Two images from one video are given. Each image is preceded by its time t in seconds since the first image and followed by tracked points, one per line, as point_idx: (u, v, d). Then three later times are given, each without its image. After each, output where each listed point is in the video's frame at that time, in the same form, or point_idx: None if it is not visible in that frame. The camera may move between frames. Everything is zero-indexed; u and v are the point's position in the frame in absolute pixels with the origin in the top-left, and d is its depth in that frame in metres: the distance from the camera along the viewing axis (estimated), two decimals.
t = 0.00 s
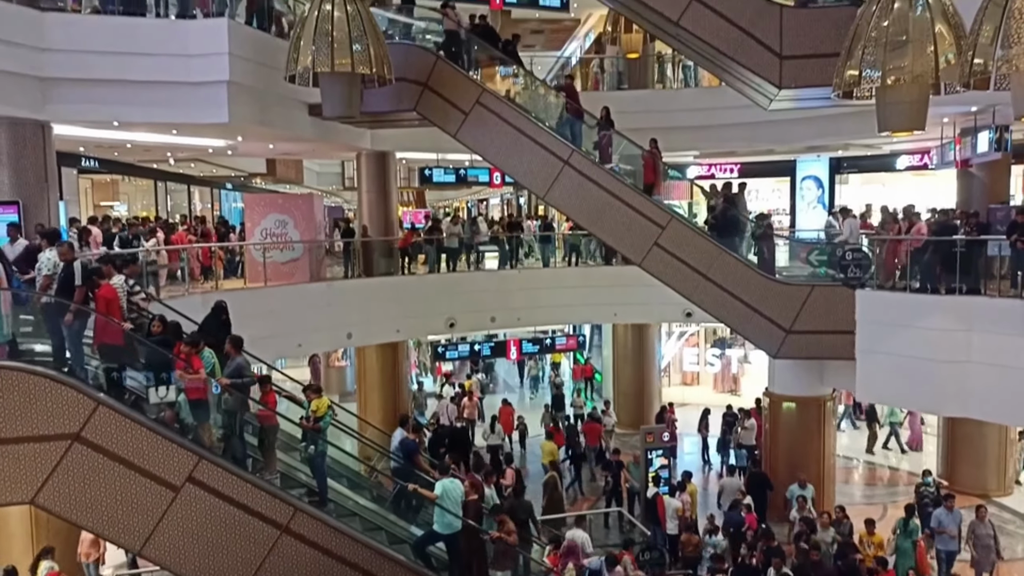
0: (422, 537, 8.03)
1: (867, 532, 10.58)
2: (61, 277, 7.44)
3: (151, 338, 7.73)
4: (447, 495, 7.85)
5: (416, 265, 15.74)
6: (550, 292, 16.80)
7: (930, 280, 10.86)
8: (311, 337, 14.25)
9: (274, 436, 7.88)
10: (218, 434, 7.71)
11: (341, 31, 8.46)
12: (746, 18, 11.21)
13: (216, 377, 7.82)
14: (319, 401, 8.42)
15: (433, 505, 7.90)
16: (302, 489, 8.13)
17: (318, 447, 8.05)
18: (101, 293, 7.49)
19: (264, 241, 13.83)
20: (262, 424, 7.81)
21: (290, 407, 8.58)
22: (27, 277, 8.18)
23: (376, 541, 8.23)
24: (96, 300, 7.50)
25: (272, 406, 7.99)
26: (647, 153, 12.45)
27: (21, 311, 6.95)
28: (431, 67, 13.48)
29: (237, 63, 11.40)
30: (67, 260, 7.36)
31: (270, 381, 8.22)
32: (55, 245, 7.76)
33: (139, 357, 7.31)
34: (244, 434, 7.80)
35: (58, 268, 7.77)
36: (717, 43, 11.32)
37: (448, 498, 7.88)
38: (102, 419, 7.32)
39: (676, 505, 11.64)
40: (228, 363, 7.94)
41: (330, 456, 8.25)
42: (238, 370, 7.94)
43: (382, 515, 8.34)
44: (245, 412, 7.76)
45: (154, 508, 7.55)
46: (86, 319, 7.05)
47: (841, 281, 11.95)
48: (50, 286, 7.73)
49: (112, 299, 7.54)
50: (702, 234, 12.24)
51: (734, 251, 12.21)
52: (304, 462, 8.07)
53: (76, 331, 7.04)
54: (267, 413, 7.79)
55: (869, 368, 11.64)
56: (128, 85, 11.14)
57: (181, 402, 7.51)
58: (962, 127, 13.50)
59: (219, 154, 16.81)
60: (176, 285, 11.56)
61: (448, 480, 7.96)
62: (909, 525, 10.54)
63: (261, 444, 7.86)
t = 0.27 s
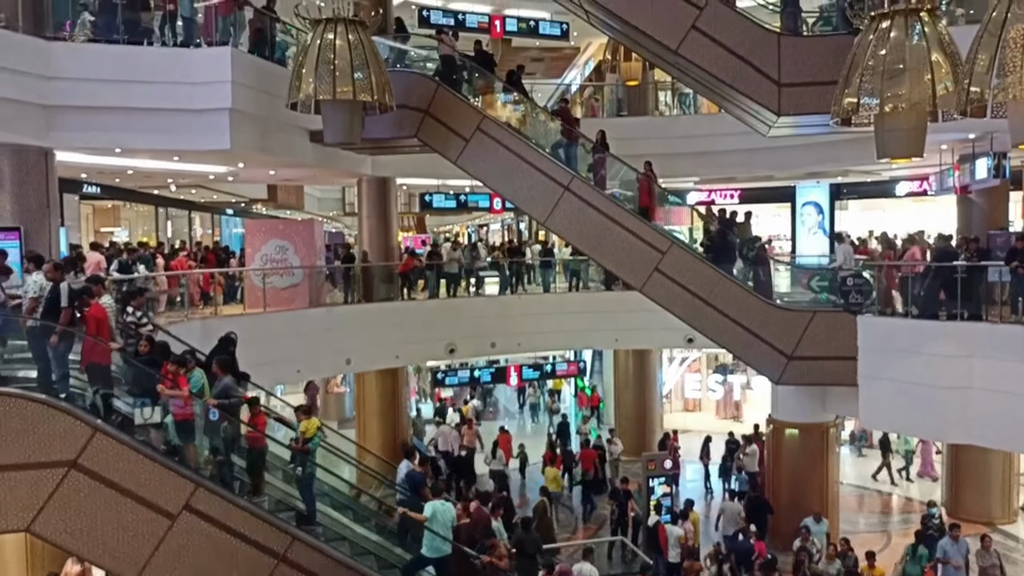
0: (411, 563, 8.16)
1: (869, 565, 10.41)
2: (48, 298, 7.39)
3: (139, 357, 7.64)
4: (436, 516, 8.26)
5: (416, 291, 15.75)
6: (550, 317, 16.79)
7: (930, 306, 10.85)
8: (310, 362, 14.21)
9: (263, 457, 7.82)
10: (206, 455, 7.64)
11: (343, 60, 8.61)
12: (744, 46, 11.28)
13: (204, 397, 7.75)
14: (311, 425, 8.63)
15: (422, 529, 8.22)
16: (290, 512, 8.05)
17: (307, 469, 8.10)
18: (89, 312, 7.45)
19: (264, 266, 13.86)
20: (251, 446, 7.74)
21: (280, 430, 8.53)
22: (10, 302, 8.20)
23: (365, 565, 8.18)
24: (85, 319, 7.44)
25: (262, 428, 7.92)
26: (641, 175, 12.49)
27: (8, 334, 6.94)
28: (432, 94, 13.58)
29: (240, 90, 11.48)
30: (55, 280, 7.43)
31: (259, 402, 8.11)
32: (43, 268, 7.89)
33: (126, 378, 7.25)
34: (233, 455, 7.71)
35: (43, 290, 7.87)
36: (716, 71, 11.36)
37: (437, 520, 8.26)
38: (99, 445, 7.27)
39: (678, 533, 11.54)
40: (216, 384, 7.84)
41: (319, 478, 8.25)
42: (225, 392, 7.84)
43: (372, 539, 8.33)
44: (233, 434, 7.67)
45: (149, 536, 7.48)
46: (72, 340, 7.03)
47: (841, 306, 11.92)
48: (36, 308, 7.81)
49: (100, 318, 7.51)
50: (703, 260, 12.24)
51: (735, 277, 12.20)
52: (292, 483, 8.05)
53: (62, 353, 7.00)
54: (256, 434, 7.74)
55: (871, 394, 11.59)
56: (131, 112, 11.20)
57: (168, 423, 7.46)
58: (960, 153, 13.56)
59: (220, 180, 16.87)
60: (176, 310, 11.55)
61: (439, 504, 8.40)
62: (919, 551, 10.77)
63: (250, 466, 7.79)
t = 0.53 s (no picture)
0: None
1: None
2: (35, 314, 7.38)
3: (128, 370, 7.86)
4: (427, 529, 7.67)
5: (416, 309, 15.80)
6: (550, 335, 16.82)
7: (930, 325, 10.85)
8: (311, 380, 14.25)
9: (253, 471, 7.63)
10: (195, 469, 7.59)
11: (346, 82, 8.68)
12: (742, 68, 11.38)
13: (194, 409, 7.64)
14: (299, 435, 8.24)
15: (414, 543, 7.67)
16: (281, 526, 7.89)
17: (298, 481, 7.82)
18: (82, 324, 7.39)
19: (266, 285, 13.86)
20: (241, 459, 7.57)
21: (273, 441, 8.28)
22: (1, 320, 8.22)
23: None
24: (78, 332, 7.38)
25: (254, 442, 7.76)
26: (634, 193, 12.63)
27: None
28: (433, 114, 13.71)
29: (243, 111, 11.59)
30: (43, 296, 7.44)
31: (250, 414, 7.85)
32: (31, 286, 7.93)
33: (116, 390, 7.22)
34: (221, 466, 7.60)
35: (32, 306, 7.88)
36: (715, 91, 11.43)
37: (429, 534, 7.67)
38: (98, 465, 7.32)
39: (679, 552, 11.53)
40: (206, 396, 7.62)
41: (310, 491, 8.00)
42: (216, 403, 7.59)
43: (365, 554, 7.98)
44: (223, 446, 7.54)
45: (148, 554, 7.51)
46: (58, 354, 7.08)
47: (840, 324, 11.92)
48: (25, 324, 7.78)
49: (93, 331, 7.43)
50: (703, 279, 12.26)
51: (734, 295, 12.22)
52: (282, 496, 7.84)
53: (48, 368, 7.08)
54: (247, 448, 7.56)
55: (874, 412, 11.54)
56: (135, 133, 11.33)
57: (157, 435, 7.41)
58: (958, 172, 13.62)
59: (222, 200, 17.00)
60: (177, 329, 11.60)
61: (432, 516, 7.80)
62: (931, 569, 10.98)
63: (241, 479, 7.68)
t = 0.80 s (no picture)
0: None
1: None
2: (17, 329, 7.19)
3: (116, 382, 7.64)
4: (417, 541, 8.30)
5: (416, 326, 15.80)
6: (550, 352, 16.79)
7: (931, 343, 10.80)
8: (310, 398, 14.21)
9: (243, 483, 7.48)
10: (182, 482, 7.47)
11: (346, 97, 8.75)
12: (741, 86, 11.43)
13: (183, 421, 7.52)
14: (290, 446, 7.96)
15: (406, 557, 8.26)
16: (269, 539, 7.74)
17: (287, 493, 7.66)
18: (71, 335, 7.40)
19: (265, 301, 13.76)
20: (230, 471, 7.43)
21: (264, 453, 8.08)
22: None
23: None
24: (66, 343, 7.38)
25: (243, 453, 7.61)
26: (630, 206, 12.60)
27: None
28: (433, 131, 13.76)
29: (244, 128, 11.63)
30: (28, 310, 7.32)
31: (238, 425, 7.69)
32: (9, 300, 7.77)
33: (105, 402, 7.09)
34: (208, 478, 7.47)
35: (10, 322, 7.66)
36: (714, 109, 11.49)
37: (419, 547, 8.28)
38: (97, 483, 7.31)
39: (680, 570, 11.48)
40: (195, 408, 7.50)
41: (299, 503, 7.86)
42: (205, 415, 7.46)
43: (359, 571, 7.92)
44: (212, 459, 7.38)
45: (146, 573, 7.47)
46: (40, 368, 6.96)
47: (841, 341, 11.87)
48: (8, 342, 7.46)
49: (81, 342, 7.43)
50: (702, 295, 12.28)
51: (734, 311, 12.21)
52: (271, 509, 7.67)
53: (31, 382, 6.98)
54: (237, 460, 7.42)
55: (875, 430, 11.49)
56: (136, 149, 11.35)
57: (145, 446, 7.28)
58: (957, 189, 13.65)
59: (222, 216, 17.03)
60: (176, 346, 11.58)
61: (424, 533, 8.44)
62: None
63: (230, 492, 7.52)
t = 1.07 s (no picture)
0: None
1: None
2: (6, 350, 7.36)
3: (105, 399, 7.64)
4: (407, 563, 7.98)
5: (416, 349, 15.80)
6: (550, 375, 16.76)
7: (932, 366, 10.78)
8: (310, 421, 14.17)
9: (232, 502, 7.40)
10: (170, 502, 7.42)
11: (347, 121, 8.81)
12: (740, 110, 11.51)
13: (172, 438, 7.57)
14: (279, 466, 7.88)
15: None
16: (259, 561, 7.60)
17: (276, 514, 7.55)
18: (59, 354, 7.40)
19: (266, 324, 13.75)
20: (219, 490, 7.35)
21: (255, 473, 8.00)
22: None
23: None
24: (54, 361, 7.39)
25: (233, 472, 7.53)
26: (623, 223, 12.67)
27: None
28: (433, 155, 13.85)
29: (246, 152, 11.71)
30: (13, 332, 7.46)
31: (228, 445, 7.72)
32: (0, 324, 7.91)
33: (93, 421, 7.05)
34: (198, 499, 7.40)
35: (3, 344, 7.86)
36: (713, 132, 11.56)
37: (409, 568, 7.98)
38: (96, 508, 7.28)
39: None
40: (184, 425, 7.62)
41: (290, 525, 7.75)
42: (193, 432, 7.58)
43: None
44: (202, 477, 7.31)
45: None
46: (25, 391, 6.96)
47: (842, 363, 11.84)
48: None
49: (69, 360, 7.44)
50: (702, 318, 12.27)
51: (734, 334, 12.19)
52: (261, 531, 7.54)
53: (15, 403, 6.96)
54: (226, 479, 7.34)
55: (876, 454, 11.44)
56: (138, 172, 11.42)
57: (134, 463, 7.21)
58: (956, 212, 13.70)
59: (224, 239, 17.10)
60: (177, 369, 11.56)
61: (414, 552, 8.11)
62: None
63: (220, 511, 7.43)
